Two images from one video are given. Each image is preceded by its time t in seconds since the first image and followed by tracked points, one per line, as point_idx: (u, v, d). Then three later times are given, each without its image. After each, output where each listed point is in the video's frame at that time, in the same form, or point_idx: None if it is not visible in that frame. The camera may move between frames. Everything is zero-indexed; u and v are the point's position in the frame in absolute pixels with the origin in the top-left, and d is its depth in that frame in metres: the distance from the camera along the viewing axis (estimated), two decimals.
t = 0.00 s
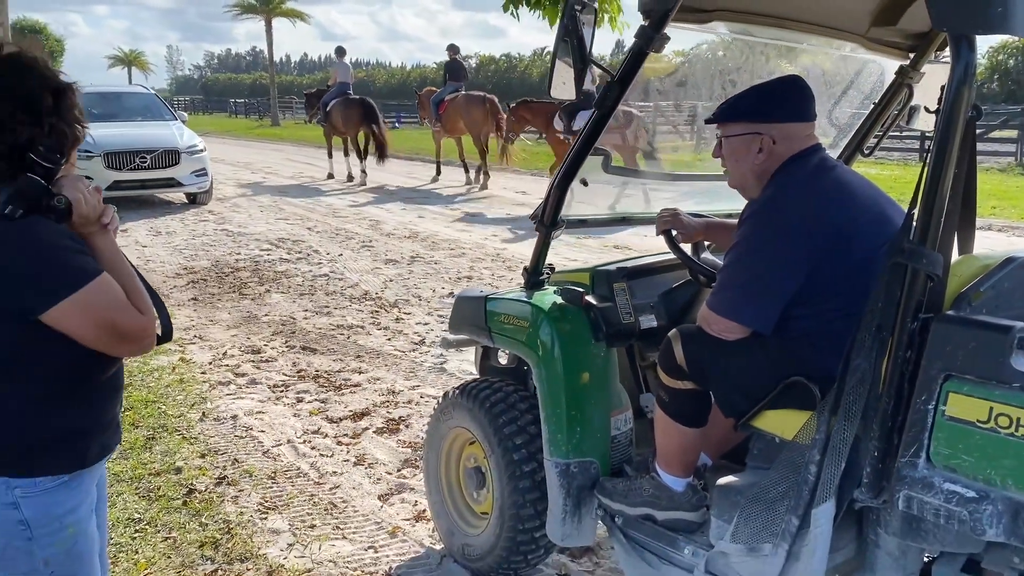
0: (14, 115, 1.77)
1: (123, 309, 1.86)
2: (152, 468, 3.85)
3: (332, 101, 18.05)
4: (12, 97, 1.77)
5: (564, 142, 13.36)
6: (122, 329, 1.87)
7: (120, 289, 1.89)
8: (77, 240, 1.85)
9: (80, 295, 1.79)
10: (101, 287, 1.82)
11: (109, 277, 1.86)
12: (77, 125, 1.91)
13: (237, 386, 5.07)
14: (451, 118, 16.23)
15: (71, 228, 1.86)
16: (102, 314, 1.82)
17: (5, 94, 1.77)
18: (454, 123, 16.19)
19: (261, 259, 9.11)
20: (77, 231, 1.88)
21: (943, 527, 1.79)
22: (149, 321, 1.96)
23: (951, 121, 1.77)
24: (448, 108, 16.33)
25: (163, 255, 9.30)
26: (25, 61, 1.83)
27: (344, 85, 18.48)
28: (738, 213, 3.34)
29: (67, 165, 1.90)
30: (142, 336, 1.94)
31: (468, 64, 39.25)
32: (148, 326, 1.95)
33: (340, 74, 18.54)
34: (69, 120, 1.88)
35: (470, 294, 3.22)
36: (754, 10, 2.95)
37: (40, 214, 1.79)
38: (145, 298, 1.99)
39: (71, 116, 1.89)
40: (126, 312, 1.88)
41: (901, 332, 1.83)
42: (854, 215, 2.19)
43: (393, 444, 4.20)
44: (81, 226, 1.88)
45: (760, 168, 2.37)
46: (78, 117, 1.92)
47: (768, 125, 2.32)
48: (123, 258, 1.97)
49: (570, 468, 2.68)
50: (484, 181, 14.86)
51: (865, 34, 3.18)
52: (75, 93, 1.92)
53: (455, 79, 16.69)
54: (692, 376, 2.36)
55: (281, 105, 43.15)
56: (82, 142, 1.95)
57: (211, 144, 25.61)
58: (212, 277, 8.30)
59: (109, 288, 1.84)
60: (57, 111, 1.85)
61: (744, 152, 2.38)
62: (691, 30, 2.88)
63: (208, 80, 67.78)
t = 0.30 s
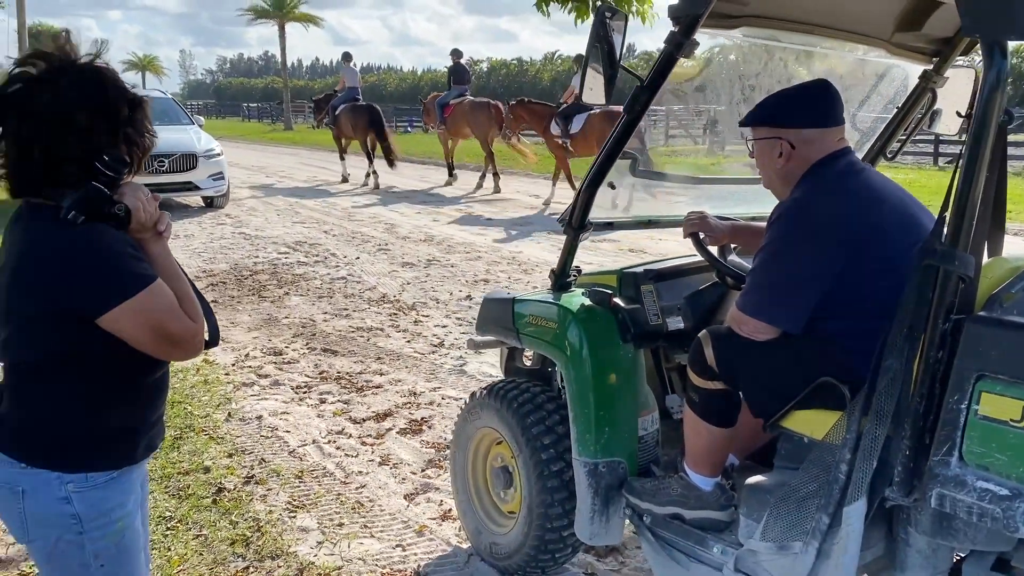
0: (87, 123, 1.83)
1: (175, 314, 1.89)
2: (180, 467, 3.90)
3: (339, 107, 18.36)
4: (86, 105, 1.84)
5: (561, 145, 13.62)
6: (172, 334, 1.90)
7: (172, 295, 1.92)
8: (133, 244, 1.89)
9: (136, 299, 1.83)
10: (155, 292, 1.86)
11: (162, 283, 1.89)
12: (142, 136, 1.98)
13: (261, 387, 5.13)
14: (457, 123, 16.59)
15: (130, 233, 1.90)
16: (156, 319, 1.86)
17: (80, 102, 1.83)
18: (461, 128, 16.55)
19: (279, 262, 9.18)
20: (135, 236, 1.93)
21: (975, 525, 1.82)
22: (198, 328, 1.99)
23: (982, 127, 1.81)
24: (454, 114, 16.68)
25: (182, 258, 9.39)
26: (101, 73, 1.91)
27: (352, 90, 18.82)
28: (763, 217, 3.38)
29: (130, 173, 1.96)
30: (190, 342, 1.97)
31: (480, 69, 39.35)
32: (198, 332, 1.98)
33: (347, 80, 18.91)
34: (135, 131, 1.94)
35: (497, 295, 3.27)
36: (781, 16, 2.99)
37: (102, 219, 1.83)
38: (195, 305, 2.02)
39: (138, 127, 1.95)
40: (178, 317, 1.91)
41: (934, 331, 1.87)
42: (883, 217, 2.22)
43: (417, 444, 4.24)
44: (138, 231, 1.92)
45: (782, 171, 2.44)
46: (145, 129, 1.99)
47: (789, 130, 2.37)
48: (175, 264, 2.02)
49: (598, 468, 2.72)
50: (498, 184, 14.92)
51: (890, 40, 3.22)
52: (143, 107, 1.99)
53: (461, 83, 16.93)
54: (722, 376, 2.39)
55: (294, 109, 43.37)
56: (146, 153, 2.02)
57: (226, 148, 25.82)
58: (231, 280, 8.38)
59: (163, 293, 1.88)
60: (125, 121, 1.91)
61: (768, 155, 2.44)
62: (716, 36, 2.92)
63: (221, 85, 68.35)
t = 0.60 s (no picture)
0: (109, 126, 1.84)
1: (200, 318, 1.89)
2: (205, 469, 3.94)
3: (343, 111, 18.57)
4: (110, 109, 1.84)
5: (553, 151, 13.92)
6: (195, 338, 1.90)
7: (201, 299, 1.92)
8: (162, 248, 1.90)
9: (162, 302, 1.83)
10: (180, 295, 1.86)
11: (191, 287, 1.89)
12: (178, 141, 1.95)
13: (281, 390, 5.18)
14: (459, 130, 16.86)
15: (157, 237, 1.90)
16: (179, 322, 1.86)
17: (104, 107, 1.84)
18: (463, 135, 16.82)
19: (293, 266, 9.24)
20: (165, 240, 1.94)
21: (1004, 523, 1.87)
22: (227, 332, 1.98)
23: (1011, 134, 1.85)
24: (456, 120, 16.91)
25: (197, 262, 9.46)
26: (133, 77, 1.90)
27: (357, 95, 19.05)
28: (785, 222, 3.41)
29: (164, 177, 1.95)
30: (218, 346, 1.96)
31: (488, 74, 39.45)
32: (227, 337, 1.97)
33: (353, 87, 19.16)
34: (169, 136, 1.92)
35: (521, 299, 3.31)
36: (806, 22, 3.02)
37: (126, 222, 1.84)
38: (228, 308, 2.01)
39: (173, 132, 1.93)
40: (202, 322, 1.90)
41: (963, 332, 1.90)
42: (911, 220, 2.26)
43: (437, 446, 4.28)
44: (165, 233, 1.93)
45: (804, 176, 2.50)
46: (181, 134, 1.96)
47: (812, 137, 2.43)
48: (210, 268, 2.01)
49: (624, 469, 2.75)
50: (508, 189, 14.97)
51: (911, 45, 3.26)
52: (181, 111, 1.97)
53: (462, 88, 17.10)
54: (751, 378, 2.43)
55: (302, 114, 43.53)
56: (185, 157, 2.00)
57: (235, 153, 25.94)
58: (246, 284, 8.44)
59: (188, 297, 1.88)
60: (155, 125, 1.90)
61: (792, 160, 2.51)
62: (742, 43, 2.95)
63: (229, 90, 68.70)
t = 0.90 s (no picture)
0: (89, 125, 1.82)
1: (169, 316, 1.80)
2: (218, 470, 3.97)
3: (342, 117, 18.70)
4: (91, 109, 1.82)
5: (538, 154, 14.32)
6: (165, 337, 1.81)
7: (177, 296, 1.82)
8: (148, 244, 1.83)
9: (131, 300, 1.77)
10: (149, 293, 1.78)
11: (164, 284, 1.80)
12: (168, 138, 1.86)
13: (290, 393, 5.21)
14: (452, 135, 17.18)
15: (144, 235, 1.85)
16: (147, 320, 1.78)
17: (87, 107, 1.82)
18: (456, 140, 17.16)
19: (300, 271, 9.28)
20: (155, 237, 1.87)
21: (1016, 519, 1.91)
22: (205, 331, 1.85)
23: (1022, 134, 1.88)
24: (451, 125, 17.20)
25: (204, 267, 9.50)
26: (122, 75, 1.86)
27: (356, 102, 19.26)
28: (794, 224, 3.44)
29: (155, 174, 1.88)
30: (195, 346, 1.85)
31: (491, 80, 39.56)
32: (203, 337, 1.85)
33: (351, 91, 19.33)
34: (154, 134, 1.84)
35: (532, 300, 3.34)
36: (816, 26, 3.05)
37: (106, 219, 1.82)
38: (213, 304, 1.88)
39: (158, 130, 1.84)
40: (172, 320, 1.81)
41: (975, 329, 1.93)
42: (921, 219, 2.28)
43: (447, 448, 4.30)
44: (159, 232, 1.84)
45: (814, 175, 2.54)
46: (174, 131, 1.87)
47: (822, 137, 2.47)
48: (204, 263, 1.88)
49: (636, 468, 2.78)
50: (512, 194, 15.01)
51: (917, 49, 3.29)
52: (174, 108, 1.89)
53: (458, 94, 17.33)
54: (763, 377, 2.47)
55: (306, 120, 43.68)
56: (185, 154, 1.90)
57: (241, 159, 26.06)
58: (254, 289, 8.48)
59: (157, 294, 1.79)
60: (138, 123, 1.83)
61: (803, 159, 2.55)
62: (752, 46, 2.99)
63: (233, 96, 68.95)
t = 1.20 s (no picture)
0: (84, 124, 1.76)
1: (135, 311, 1.70)
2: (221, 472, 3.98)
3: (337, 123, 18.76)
4: (88, 109, 1.76)
5: (521, 159, 14.61)
6: (132, 334, 1.72)
7: (149, 290, 1.72)
8: (135, 240, 1.77)
9: (100, 293, 1.69)
10: (119, 287, 1.69)
11: (135, 278, 1.71)
12: (164, 137, 1.80)
13: (293, 396, 5.22)
14: (442, 140, 17.39)
15: (132, 232, 1.78)
16: (114, 315, 1.70)
17: (84, 106, 1.77)
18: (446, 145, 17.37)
19: (302, 276, 9.29)
20: (146, 233, 1.81)
21: (1019, 515, 1.93)
22: (171, 328, 1.73)
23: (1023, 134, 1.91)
24: (441, 130, 17.40)
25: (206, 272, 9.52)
26: (121, 73, 1.80)
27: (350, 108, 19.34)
28: (797, 225, 3.46)
29: (150, 173, 1.82)
30: (163, 343, 1.74)
31: (492, 86, 39.64)
32: (168, 334, 1.73)
33: (346, 98, 19.43)
34: (150, 133, 1.78)
35: (537, 301, 3.35)
36: (819, 27, 3.06)
37: (94, 215, 1.77)
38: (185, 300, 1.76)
39: (153, 128, 1.78)
40: (137, 316, 1.71)
41: (977, 326, 1.95)
42: (923, 218, 2.29)
43: (450, 450, 4.31)
44: (146, 228, 1.77)
45: (825, 173, 2.52)
46: (171, 130, 1.81)
47: (832, 133, 2.46)
48: (185, 258, 1.77)
49: (640, 467, 2.78)
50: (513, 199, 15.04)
51: (919, 50, 3.30)
52: (172, 106, 1.82)
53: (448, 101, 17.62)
54: (766, 375, 2.49)
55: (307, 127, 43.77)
56: (183, 152, 1.84)
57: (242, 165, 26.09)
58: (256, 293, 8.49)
59: (124, 288, 1.70)
60: (133, 122, 1.77)
61: (811, 157, 2.54)
62: (755, 46, 3.00)
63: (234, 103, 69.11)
